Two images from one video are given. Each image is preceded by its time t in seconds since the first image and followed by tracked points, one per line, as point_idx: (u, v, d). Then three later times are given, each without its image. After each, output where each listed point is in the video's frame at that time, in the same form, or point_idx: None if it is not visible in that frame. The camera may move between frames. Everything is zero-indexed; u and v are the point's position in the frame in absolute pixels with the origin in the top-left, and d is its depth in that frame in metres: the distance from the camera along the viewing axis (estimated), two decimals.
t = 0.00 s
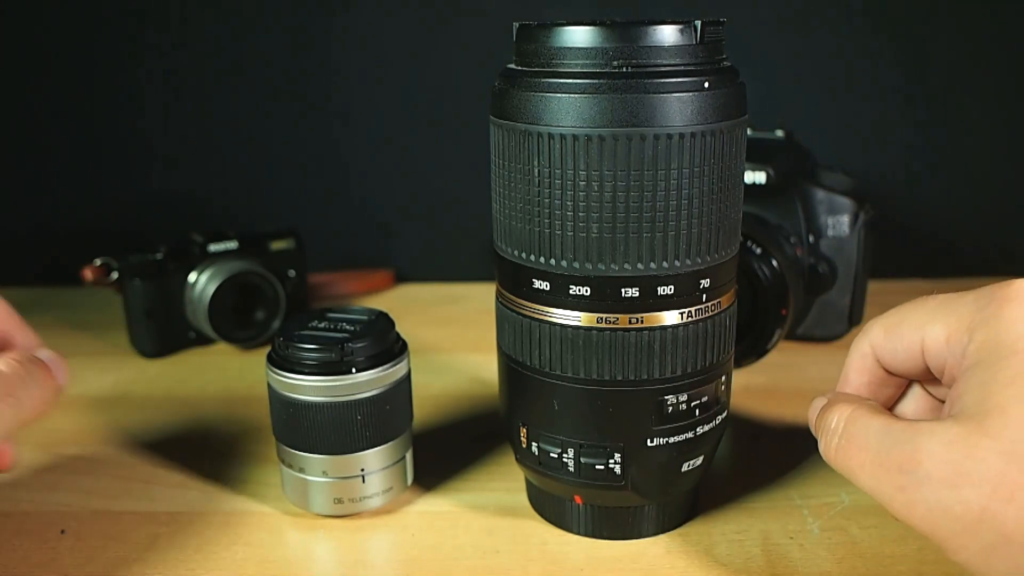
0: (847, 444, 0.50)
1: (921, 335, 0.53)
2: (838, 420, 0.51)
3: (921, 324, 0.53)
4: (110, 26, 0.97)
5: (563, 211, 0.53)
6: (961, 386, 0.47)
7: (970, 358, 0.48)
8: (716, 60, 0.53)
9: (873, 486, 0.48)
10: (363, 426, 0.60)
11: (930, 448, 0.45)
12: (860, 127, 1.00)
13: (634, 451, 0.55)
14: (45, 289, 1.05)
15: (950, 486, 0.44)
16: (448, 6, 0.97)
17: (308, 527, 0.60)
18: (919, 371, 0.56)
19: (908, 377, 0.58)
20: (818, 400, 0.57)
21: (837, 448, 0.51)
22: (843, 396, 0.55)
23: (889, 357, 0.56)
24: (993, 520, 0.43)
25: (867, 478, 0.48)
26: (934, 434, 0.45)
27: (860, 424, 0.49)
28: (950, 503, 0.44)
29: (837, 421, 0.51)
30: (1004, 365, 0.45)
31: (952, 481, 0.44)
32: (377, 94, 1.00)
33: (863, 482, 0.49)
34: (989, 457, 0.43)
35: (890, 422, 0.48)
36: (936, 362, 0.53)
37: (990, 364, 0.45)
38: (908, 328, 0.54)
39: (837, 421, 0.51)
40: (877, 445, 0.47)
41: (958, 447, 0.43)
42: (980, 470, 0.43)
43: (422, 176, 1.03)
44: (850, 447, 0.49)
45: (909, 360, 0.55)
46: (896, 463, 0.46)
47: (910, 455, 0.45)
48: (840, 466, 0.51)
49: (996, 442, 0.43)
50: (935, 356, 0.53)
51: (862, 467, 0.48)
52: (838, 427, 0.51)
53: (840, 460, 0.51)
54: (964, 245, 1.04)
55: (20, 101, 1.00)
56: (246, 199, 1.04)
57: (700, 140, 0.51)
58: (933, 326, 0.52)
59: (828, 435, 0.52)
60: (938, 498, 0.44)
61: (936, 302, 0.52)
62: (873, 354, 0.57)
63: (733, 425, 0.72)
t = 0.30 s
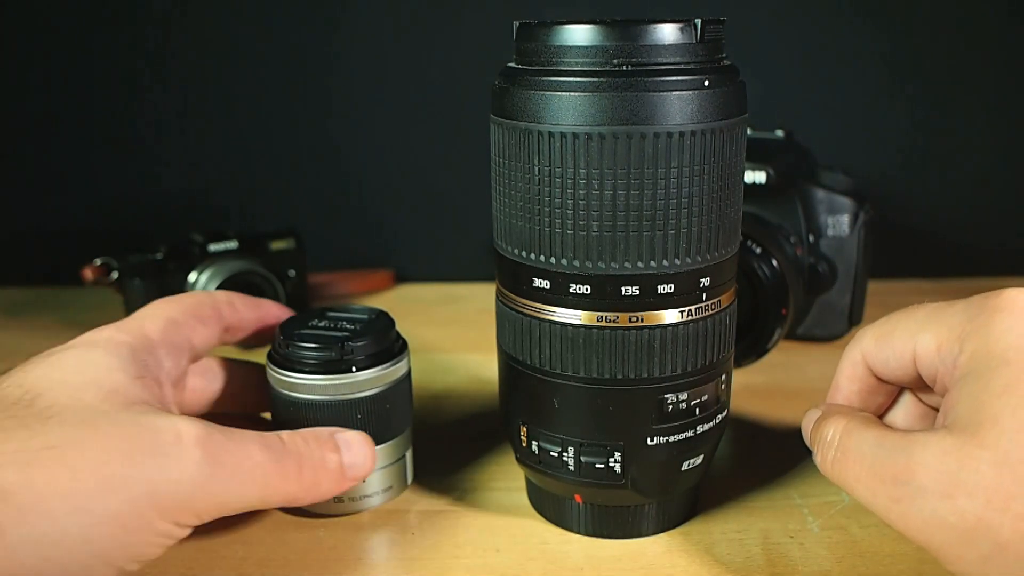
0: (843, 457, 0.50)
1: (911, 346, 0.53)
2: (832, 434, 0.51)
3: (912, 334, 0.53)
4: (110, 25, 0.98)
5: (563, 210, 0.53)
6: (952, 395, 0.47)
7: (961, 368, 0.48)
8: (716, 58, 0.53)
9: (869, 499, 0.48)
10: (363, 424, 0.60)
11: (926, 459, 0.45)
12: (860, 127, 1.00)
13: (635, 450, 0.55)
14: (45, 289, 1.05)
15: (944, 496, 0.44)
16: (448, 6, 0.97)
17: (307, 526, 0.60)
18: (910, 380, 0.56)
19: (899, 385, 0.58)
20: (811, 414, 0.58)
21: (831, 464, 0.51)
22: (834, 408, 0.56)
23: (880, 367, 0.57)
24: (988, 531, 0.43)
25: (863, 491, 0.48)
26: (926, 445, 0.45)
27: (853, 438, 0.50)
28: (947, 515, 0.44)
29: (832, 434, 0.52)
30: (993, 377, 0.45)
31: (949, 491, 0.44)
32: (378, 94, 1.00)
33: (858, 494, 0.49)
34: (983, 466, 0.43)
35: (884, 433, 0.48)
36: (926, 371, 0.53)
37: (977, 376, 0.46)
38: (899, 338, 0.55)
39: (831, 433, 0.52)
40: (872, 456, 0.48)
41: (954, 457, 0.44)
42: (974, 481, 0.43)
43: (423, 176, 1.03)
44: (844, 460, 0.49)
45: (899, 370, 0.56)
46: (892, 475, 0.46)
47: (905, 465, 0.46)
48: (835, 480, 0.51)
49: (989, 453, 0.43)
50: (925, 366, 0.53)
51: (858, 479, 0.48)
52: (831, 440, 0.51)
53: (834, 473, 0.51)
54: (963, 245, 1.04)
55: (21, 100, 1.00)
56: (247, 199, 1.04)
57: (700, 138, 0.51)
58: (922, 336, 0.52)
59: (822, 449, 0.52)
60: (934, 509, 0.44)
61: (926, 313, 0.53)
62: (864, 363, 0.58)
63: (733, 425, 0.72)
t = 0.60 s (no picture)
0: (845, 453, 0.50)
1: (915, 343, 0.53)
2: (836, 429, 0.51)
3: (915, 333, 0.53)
4: (110, 25, 0.97)
5: (563, 210, 0.53)
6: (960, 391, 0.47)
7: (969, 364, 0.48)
8: (716, 59, 0.53)
9: (870, 494, 0.48)
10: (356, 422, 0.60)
11: (927, 455, 0.45)
12: (860, 128, 1.00)
13: (635, 450, 0.55)
14: (45, 289, 1.05)
15: (957, 496, 0.43)
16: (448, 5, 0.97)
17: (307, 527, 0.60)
18: (915, 380, 0.56)
19: (903, 386, 0.58)
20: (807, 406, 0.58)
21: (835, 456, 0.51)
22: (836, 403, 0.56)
23: (883, 365, 0.57)
24: (1001, 532, 0.42)
25: (863, 484, 0.49)
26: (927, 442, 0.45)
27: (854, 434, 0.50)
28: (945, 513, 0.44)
29: (833, 430, 0.52)
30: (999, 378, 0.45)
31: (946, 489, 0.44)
32: (378, 93, 1.00)
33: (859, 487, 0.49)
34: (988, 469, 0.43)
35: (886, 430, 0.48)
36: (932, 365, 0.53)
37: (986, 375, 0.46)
38: (902, 337, 0.55)
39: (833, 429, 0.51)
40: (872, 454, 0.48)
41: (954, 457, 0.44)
42: (987, 480, 0.42)
43: (423, 176, 1.03)
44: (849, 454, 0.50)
45: (902, 367, 0.56)
46: (889, 473, 0.47)
47: (903, 463, 0.46)
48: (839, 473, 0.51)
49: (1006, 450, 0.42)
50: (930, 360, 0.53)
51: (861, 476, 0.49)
52: (834, 436, 0.52)
53: (838, 467, 0.51)
54: (963, 244, 1.04)
55: (20, 101, 1.00)
56: (246, 199, 1.04)
57: (700, 139, 0.51)
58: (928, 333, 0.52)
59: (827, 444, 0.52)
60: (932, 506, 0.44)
61: (928, 313, 0.53)
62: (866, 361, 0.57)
63: (733, 425, 0.72)
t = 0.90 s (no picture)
0: (535, 436, 0.38)
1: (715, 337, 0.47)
2: (500, 412, 0.39)
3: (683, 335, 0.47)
4: (110, 25, 0.97)
5: (563, 211, 0.53)
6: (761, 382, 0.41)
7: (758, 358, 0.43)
8: (716, 59, 0.53)
9: (593, 492, 0.37)
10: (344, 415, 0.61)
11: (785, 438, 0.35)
12: (860, 128, 1.00)
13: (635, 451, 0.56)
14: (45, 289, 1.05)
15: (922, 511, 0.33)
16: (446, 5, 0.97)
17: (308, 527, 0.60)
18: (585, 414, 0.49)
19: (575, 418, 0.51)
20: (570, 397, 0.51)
21: (508, 458, 0.39)
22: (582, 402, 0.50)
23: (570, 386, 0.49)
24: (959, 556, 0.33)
25: (561, 480, 0.38)
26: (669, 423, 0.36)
27: (556, 406, 0.38)
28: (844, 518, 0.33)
29: (508, 424, 0.39)
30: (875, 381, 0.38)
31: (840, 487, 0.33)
32: (378, 93, 1.00)
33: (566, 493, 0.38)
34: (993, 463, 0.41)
35: (577, 401, 0.38)
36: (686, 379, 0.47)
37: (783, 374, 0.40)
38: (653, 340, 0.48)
39: (485, 417, 0.39)
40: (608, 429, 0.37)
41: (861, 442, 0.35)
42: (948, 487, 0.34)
43: (423, 176, 1.03)
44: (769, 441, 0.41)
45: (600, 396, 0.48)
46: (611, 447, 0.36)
47: (754, 450, 0.35)
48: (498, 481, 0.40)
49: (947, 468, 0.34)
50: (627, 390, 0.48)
51: (654, 477, 0.35)
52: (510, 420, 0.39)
53: (519, 476, 0.39)
54: (963, 244, 1.05)
55: (20, 100, 1.00)
56: (245, 199, 1.04)
57: (700, 140, 0.51)
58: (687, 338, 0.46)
59: (474, 438, 0.39)
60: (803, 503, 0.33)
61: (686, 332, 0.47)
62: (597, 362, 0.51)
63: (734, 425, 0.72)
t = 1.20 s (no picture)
0: (414, 515, 0.42)
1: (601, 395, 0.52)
2: (384, 491, 0.44)
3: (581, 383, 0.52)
4: (110, 24, 0.97)
5: (563, 211, 0.53)
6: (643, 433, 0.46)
7: (641, 411, 0.48)
8: (716, 59, 0.53)
9: (470, 567, 0.41)
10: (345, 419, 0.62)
11: (617, 495, 0.41)
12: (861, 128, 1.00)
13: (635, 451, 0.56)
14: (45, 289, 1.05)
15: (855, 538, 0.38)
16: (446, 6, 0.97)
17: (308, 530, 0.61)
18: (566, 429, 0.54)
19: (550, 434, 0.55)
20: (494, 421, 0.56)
21: (400, 535, 0.43)
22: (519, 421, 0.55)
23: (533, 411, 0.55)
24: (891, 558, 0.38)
25: (442, 556, 0.42)
26: (532, 497, 0.41)
27: (428, 486, 0.43)
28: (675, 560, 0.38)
29: (395, 502, 0.43)
30: (723, 426, 0.43)
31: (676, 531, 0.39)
32: (378, 94, 1.00)
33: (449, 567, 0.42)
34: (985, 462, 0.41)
35: (445, 480, 0.43)
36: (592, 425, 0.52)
37: (666, 407, 0.46)
38: (564, 382, 0.53)
39: (372, 497, 0.44)
40: (471, 506, 0.42)
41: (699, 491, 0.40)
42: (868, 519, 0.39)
43: (423, 177, 1.03)
44: (764, 442, 0.41)
45: (551, 419, 0.54)
46: (476, 523, 0.41)
47: (599, 517, 0.40)
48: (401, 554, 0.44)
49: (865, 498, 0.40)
50: (557, 417, 0.54)
51: (522, 547, 0.40)
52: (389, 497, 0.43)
53: (412, 551, 0.43)
54: (963, 244, 1.05)
55: (20, 100, 1.00)
56: (246, 199, 1.04)
57: (700, 140, 0.51)
58: (595, 380, 0.51)
59: (370, 517, 0.44)
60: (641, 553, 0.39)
61: (602, 363, 0.53)
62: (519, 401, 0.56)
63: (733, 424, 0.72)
